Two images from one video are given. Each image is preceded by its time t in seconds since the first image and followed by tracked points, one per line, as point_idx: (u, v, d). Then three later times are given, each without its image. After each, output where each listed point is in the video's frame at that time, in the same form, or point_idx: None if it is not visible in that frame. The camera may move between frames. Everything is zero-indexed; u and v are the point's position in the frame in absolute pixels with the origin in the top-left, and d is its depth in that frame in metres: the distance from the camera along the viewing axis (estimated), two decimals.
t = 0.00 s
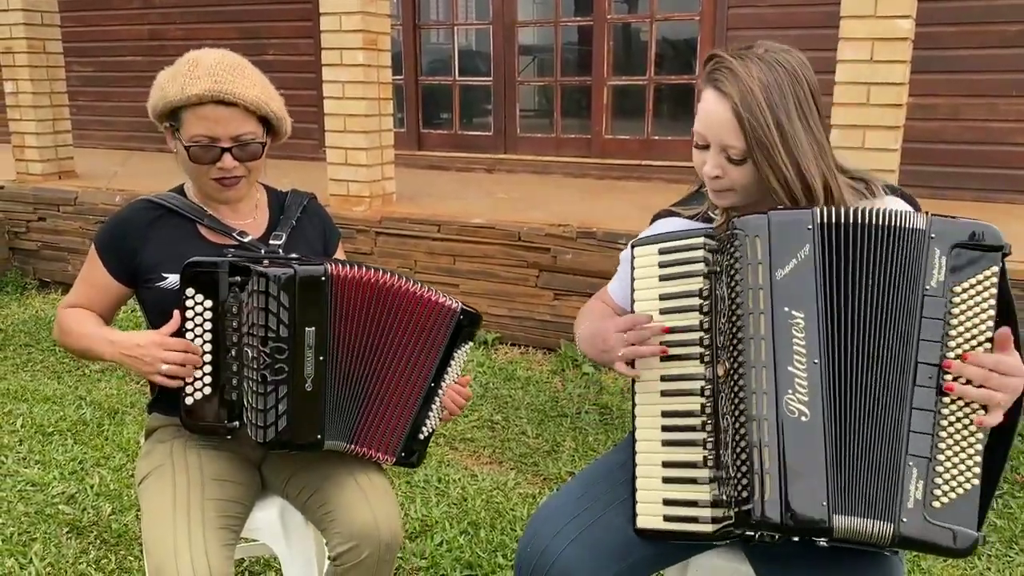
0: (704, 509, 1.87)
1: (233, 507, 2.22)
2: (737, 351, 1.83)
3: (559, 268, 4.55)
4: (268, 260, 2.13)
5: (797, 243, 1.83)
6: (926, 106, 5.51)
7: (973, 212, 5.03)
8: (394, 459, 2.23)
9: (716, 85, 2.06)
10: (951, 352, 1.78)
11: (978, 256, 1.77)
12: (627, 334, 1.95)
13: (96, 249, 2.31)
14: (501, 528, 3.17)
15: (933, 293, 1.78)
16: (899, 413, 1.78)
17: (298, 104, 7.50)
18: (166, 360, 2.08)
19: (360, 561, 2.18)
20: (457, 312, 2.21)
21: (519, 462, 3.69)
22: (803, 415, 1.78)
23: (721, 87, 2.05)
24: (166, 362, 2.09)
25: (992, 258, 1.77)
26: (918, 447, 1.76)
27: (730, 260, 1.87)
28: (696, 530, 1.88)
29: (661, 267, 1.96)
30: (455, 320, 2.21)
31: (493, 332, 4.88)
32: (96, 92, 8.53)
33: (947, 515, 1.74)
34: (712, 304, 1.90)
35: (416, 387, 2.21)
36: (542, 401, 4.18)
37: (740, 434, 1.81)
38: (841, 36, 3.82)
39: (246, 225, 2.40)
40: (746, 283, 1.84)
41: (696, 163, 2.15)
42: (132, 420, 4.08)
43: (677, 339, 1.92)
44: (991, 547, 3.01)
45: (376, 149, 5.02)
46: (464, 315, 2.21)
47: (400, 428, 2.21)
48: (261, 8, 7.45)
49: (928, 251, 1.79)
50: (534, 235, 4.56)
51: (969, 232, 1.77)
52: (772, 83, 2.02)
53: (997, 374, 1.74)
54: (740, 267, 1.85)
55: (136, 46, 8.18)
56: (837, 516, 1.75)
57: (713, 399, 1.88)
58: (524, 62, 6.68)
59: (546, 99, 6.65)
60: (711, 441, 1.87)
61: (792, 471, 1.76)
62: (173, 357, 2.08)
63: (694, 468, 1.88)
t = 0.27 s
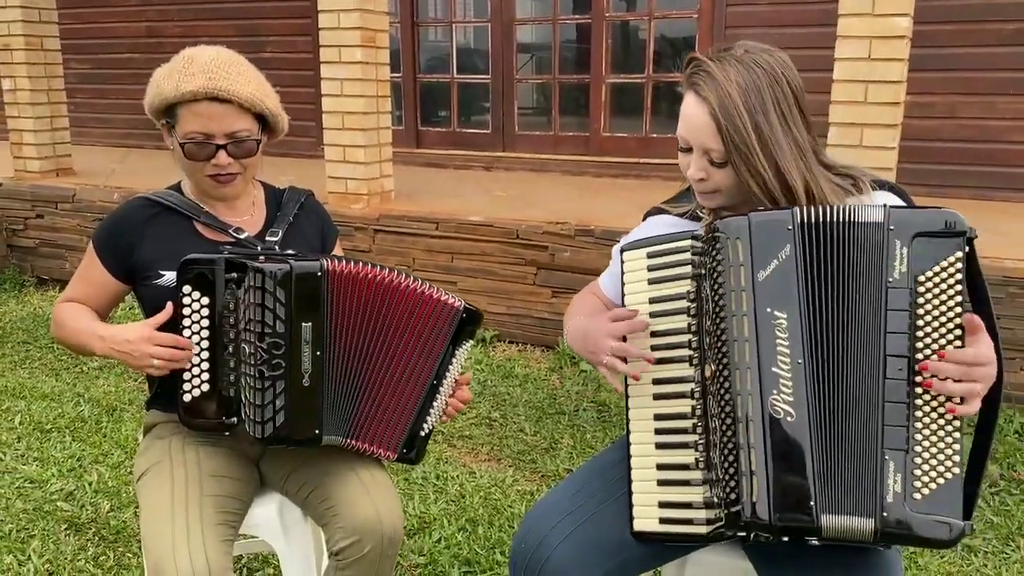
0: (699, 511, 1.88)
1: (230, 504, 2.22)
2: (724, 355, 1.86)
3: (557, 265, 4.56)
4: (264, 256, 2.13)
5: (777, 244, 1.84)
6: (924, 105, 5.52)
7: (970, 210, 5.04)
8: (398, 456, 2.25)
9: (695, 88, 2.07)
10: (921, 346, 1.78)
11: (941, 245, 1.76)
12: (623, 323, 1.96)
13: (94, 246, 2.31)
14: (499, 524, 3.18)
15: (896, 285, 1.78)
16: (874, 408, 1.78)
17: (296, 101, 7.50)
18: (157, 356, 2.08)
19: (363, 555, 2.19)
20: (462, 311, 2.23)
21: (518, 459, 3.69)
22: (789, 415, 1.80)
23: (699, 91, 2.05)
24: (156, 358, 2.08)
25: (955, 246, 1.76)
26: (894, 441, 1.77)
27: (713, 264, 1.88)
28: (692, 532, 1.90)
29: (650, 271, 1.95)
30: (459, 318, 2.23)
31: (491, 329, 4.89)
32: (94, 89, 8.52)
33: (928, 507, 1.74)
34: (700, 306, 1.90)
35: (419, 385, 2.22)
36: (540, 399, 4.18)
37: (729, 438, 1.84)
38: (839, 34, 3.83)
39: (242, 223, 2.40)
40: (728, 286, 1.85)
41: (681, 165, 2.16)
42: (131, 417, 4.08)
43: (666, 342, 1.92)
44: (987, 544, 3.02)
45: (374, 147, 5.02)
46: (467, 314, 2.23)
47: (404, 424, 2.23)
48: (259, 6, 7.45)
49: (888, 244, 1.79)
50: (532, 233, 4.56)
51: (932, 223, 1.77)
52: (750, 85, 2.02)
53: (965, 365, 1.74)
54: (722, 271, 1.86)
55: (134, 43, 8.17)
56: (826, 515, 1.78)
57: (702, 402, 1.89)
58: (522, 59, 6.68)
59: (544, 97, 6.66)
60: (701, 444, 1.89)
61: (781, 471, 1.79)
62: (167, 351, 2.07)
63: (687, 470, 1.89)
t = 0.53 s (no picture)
0: (689, 508, 1.89)
1: (228, 499, 2.22)
2: (719, 352, 1.85)
3: (555, 262, 4.56)
4: (254, 249, 2.12)
5: (776, 245, 1.82)
6: (921, 102, 5.52)
7: (967, 207, 5.05)
8: (399, 447, 2.26)
9: (691, 88, 2.06)
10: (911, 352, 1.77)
11: (935, 248, 1.74)
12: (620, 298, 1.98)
13: (89, 243, 2.31)
14: (496, 521, 3.18)
15: (887, 289, 1.77)
16: (865, 412, 1.78)
17: (294, 98, 7.49)
18: (150, 350, 2.08)
19: (369, 544, 2.19)
20: (457, 300, 2.21)
21: (515, 456, 3.70)
22: (782, 415, 1.81)
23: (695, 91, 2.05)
24: (151, 353, 2.09)
25: (948, 250, 1.74)
26: (883, 446, 1.77)
27: (711, 263, 1.88)
28: (682, 529, 1.90)
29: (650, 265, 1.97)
30: (455, 307, 2.22)
31: (489, 326, 4.89)
32: (91, 86, 8.50)
33: (915, 512, 1.75)
34: (696, 302, 1.90)
35: (417, 377, 2.22)
36: (538, 395, 4.19)
37: (721, 436, 1.85)
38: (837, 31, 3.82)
39: (238, 219, 2.40)
40: (727, 285, 1.85)
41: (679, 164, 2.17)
42: (128, 414, 4.07)
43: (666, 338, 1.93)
44: (984, 540, 3.03)
45: (371, 144, 5.02)
46: (463, 303, 2.22)
47: (404, 415, 2.24)
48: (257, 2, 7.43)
49: (880, 247, 1.77)
50: (529, 230, 4.56)
51: (924, 226, 1.75)
52: (745, 84, 2.01)
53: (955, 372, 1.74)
54: (720, 270, 1.86)
55: (131, 39, 8.16)
56: (814, 517, 1.80)
57: (698, 399, 1.89)
58: (520, 56, 6.68)
59: (542, 94, 6.65)
60: (695, 441, 1.89)
61: (769, 471, 1.81)
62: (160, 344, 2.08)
63: (680, 467, 1.90)
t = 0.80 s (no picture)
0: (685, 503, 1.89)
1: (223, 495, 2.22)
2: (717, 348, 1.87)
3: (551, 258, 4.56)
4: (243, 243, 2.10)
5: (778, 242, 1.82)
6: (918, 98, 5.52)
7: (963, 204, 5.05)
8: (378, 437, 2.28)
9: (707, 74, 2.05)
10: (915, 354, 1.77)
11: (945, 249, 1.73)
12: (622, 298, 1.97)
13: (84, 236, 2.30)
14: (493, 517, 3.18)
15: (895, 289, 1.77)
16: (866, 412, 1.79)
17: (290, 94, 7.47)
18: (142, 341, 2.07)
19: (368, 537, 2.19)
20: (422, 283, 2.21)
21: (511, 452, 3.70)
22: (779, 414, 1.81)
23: (710, 78, 2.04)
24: (145, 346, 2.07)
25: (959, 251, 1.73)
26: (882, 447, 1.77)
27: (712, 259, 1.88)
28: (679, 524, 1.90)
29: (650, 259, 1.95)
30: (421, 290, 2.21)
31: (486, 322, 4.88)
32: (87, 82, 8.48)
33: (912, 514, 1.75)
34: (696, 298, 1.89)
35: (392, 365, 2.22)
36: (534, 392, 4.19)
37: (717, 433, 1.87)
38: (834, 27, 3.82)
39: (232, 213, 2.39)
40: (727, 282, 1.86)
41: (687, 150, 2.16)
42: (124, 410, 4.07)
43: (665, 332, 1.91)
44: (979, 536, 3.04)
45: (368, 140, 5.01)
46: (431, 286, 2.22)
47: (385, 404, 2.25)
48: None
49: (889, 247, 1.76)
50: (526, 226, 4.55)
51: (935, 227, 1.73)
52: (761, 75, 2.00)
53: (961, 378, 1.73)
54: (720, 265, 1.86)
55: (127, 35, 8.13)
56: (809, 515, 1.81)
57: (695, 394, 1.88)
58: (517, 53, 6.67)
59: (539, 90, 6.64)
60: (692, 436, 1.88)
61: (764, 468, 1.82)
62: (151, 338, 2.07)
63: (677, 462, 1.89)
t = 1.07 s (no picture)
0: (678, 500, 1.89)
1: (218, 492, 2.22)
2: (712, 350, 1.86)
3: (548, 255, 4.55)
4: (242, 244, 2.10)
5: (778, 243, 1.82)
6: (915, 95, 5.52)
7: (959, 200, 5.05)
8: (360, 434, 2.26)
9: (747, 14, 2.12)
10: (920, 364, 1.77)
11: (963, 260, 1.74)
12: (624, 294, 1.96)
13: (76, 234, 2.30)
14: (489, 513, 3.18)
15: (907, 299, 1.76)
16: (866, 420, 1.79)
17: (286, 90, 7.45)
18: (135, 335, 2.04)
19: (363, 536, 2.19)
20: (396, 274, 2.17)
21: (508, 448, 3.70)
22: (772, 418, 1.81)
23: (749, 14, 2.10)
24: (136, 336, 2.05)
25: (978, 263, 1.73)
26: (878, 457, 1.78)
27: (711, 258, 1.87)
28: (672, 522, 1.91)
29: (654, 254, 1.94)
30: (396, 282, 2.18)
31: (482, 318, 4.88)
32: (82, 78, 8.45)
33: (904, 526, 1.76)
34: (695, 296, 1.88)
35: (372, 361, 2.19)
36: (531, 388, 4.19)
37: (711, 435, 1.87)
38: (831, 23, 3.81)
39: (226, 210, 2.38)
40: (725, 283, 1.85)
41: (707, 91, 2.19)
42: (119, 407, 4.06)
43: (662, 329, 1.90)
44: (975, 532, 3.04)
45: (364, 136, 5.00)
46: (406, 277, 2.18)
47: (365, 400, 2.22)
48: None
49: (905, 255, 1.77)
50: (522, 223, 4.55)
51: (955, 237, 1.74)
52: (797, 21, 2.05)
53: (966, 392, 1.73)
54: (718, 266, 1.86)
55: (122, 30, 8.11)
56: (797, 520, 1.82)
57: (691, 394, 1.87)
58: (513, 49, 6.66)
59: (536, 86, 6.63)
60: (687, 435, 1.88)
61: (756, 471, 1.82)
62: (144, 330, 2.04)
63: (671, 459, 1.90)
